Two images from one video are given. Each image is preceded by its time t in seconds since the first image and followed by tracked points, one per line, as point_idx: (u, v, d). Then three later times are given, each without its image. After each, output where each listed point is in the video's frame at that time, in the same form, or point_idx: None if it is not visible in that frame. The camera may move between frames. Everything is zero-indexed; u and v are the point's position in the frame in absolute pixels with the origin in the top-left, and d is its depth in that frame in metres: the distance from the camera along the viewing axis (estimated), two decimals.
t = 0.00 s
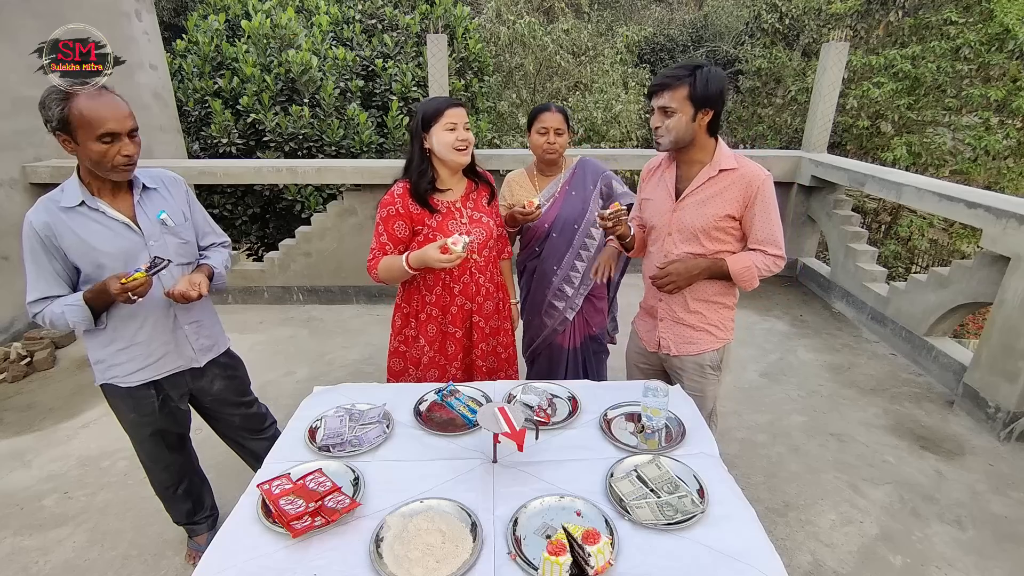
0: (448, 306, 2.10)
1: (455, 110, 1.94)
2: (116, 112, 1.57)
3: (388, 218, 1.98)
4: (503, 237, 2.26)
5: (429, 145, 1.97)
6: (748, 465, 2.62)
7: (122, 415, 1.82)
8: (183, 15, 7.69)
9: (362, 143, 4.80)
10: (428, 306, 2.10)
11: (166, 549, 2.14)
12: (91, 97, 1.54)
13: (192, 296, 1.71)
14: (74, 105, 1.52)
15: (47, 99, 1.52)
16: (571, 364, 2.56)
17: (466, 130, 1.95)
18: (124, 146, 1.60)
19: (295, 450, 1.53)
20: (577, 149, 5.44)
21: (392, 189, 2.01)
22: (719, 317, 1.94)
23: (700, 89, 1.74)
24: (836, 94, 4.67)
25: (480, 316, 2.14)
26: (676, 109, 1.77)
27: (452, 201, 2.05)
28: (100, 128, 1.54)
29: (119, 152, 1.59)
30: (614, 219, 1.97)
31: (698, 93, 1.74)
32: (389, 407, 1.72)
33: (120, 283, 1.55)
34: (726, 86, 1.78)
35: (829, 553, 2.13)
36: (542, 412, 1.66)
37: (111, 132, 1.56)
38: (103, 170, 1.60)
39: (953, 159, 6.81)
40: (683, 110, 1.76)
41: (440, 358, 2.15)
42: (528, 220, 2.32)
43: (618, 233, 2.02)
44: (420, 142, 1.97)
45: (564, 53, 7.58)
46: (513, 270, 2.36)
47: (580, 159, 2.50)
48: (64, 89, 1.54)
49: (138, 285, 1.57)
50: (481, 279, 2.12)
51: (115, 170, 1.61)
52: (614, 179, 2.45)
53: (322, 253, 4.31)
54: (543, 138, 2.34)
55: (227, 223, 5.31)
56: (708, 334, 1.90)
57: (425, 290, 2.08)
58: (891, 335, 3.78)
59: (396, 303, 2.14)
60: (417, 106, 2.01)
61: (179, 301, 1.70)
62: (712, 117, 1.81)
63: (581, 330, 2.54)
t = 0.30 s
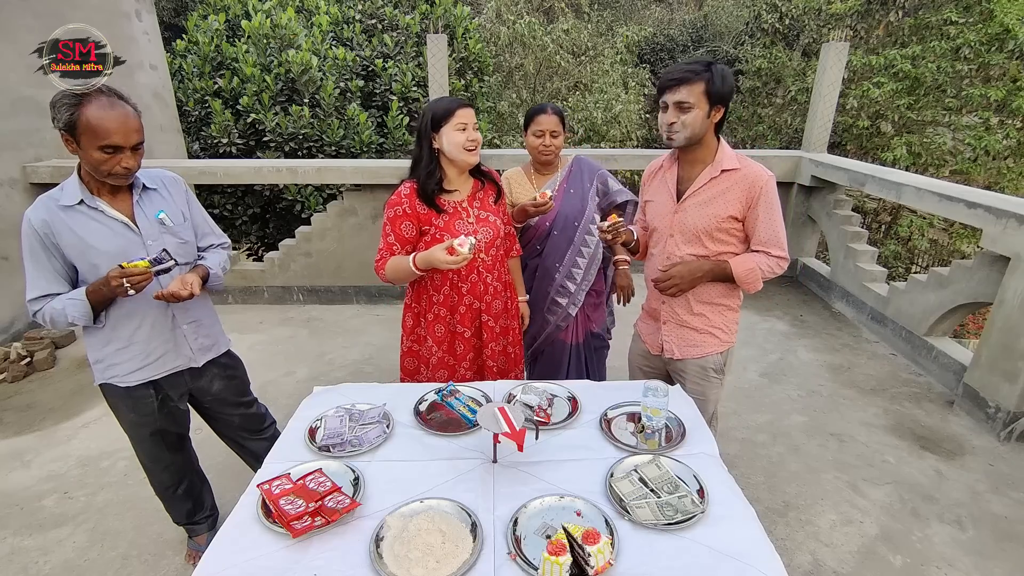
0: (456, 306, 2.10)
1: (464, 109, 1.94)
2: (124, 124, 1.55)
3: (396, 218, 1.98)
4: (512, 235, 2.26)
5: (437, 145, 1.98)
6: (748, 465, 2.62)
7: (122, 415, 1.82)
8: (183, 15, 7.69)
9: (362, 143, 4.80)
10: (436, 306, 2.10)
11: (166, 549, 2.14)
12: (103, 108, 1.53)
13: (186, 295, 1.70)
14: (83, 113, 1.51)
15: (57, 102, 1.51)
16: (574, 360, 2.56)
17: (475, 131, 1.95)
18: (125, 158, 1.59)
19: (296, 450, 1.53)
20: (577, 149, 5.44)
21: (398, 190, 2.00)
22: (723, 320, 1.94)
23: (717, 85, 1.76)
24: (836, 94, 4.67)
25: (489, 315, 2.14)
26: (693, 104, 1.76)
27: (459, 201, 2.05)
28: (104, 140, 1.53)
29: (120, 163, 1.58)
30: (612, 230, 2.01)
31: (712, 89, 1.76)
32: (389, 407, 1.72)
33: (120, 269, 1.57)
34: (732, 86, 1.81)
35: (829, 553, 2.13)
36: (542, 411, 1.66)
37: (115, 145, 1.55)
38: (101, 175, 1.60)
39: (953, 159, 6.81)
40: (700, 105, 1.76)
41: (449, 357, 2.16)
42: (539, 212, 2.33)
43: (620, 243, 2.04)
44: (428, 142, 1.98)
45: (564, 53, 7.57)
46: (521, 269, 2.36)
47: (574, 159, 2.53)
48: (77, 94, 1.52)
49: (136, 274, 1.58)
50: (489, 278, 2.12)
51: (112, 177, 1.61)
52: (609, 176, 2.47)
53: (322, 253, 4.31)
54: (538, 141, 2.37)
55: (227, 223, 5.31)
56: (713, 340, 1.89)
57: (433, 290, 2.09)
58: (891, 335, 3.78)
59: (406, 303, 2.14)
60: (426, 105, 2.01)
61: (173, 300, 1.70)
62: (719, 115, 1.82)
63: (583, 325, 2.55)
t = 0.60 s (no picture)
0: (464, 307, 2.10)
1: (477, 110, 1.93)
2: (130, 128, 1.55)
3: (404, 219, 1.97)
4: (518, 236, 2.27)
5: (448, 144, 1.97)
6: (748, 465, 2.62)
7: (122, 415, 1.82)
8: (183, 15, 7.70)
9: (362, 143, 4.80)
10: (443, 306, 2.09)
11: (167, 549, 2.14)
12: (111, 111, 1.52)
13: (183, 295, 1.67)
14: (90, 116, 1.50)
15: (64, 104, 1.50)
16: (580, 354, 2.59)
17: (486, 133, 1.95)
18: (130, 161, 1.59)
19: (295, 450, 1.53)
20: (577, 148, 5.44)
21: (407, 190, 1.99)
22: (724, 330, 1.93)
23: (746, 81, 1.77)
24: (836, 94, 4.67)
25: (497, 317, 2.14)
26: (730, 102, 1.75)
27: (467, 202, 2.06)
28: (110, 143, 1.53)
29: (125, 166, 1.58)
30: (610, 224, 2.09)
31: (742, 88, 1.76)
32: (389, 407, 1.72)
33: (134, 274, 1.60)
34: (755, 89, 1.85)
35: (829, 553, 2.13)
36: (542, 411, 1.66)
37: (120, 148, 1.55)
38: (105, 176, 1.60)
39: (952, 159, 6.82)
40: (731, 100, 1.75)
41: (458, 357, 2.16)
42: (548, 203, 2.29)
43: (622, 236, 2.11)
44: (439, 142, 1.97)
45: (564, 53, 7.56)
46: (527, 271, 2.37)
47: (577, 157, 2.54)
48: (85, 96, 1.52)
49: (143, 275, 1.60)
50: (496, 280, 2.12)
51: (116, 179, 1.61)
52: (610, 175, 2.51)
53: (322, 253, 4.31)
54: (542, 142, 2.35)
55: (227, 223, 5.31)
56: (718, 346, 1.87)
57: (441, 290, 2.08)
58: (891, 335, 3.78)
59: (413, 302, 2.14)
60: (439, 105, 2.01)
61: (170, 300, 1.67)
62: (743, 114, 1.83)
63: (587, 320, 2.56)
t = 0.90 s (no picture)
0: (464, 309, 2.10)
1: (501, 117, 1.91)
2: (136, 129, 1.55)
3: (415, 218, 1.98)
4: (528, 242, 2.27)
5: (469, 143, 1.96)
6: (748, 465, 2.62)
7: (121, 414, 1.82)
8: (183, 15, 7.69)
9: (362, 143, 4.80)
10: (446, 304, 2.10)
11: (167, 549, 2.14)
12: (118, 112, 1.52)
13: (188, 292, 1.68)
14: (96, 116, 1.50)
15: (70, 105, 1.50)
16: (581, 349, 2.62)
17: (508, 139, 1.94)
18: (134, 162, 1.59)
19: (295, 450, 1.53)
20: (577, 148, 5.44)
21: (420, 188, 2.00)
22: (722, 348, 1.86)
23: (734, 93, 1.63)
24: (836, 94, 4.66)
25: (499, 323, 2.14)
26: (717, 118, 1.67)
27: (478, 205, 2.05)
28: (115, 144, 1.53)
29: (130, 166, 1.59)
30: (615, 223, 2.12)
31: (736, 98, 1.63)
32: (389, 407, 1.72)
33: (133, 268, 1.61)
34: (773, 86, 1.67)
35: (829, 553, 2.13)
36: (542, 411, 1.66)
37: (126, 149, 1.55)
38: (109, 176, 1.60)
39: (952, 159, 6.83)
40: (715, 119, 1.67)
41: (459, 354, 2.16)
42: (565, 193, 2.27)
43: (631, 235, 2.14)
44: (460, 141, 1.97)
45: (564, 53, 7.56)
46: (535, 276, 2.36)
47: (599, 156, 2.57)
48: (92, 96, 1.52)
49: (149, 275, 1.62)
50: (499, 286, 2.12)
51: (120, 179, 1.61)
52: (630, 177, 2.53)
53: (322, 253, 4.31)
54: (564, 137, 2.41)
55: (227, 223, 5.31)
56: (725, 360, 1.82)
57: (444, 289, 2.08)
58: (891, 335, 3.78)
59: (418, 297, 2.14)
60: (469, 104, 2.01)
61: (174, 297, 1.67)
62: (753, 122, 1.69)
63: (592, 316, 2.60)
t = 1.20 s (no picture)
0: (467, 307, 2.10)
1: (512, 119, 1.90)
2: (136, 129, 1.55)
3: (423, 215, 1.98)
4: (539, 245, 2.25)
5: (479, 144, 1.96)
6: (748, 465, 2.62)
7: (121, 414, 1.82)
8: (183, 15, 7.69)
9: (362, 143, 4.80)
10: (449, 302, 2.10)
11: (167, 549, 2.14)
12: (118, 112, 1.52)
13: (188, 294, 1.68)
14: (97, 116, 1.50)
15: (70, 105, 1.50)
16: (580, 347, 2.62)
17: (519, 143, 1.93)
18: (134, 162, 1.59)
19: (295, 450, 1.53)
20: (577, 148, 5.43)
21: (429, 185, 2.00)
22: (724, 358, 1.85)
23: (721, 102, 1.61)
24: (836, 94, 4.66)
25: (502, 324, 2.13)
26: (706, 126, 1.67)
27: (488, 205, 2.05)
28: (115, 144, 1.53)
29: (129, 166, 1.59)
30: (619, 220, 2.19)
31: (724, 104, 1.61)
32: (389, 407, 1.72)
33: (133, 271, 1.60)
34: (771, 92, 1.60)
35: (829, 553, 2.13)
36: (542, 411, 1.66)
37: (125, 149, 1.55)
38: (109, 176, 1.59)
39: (952, 159, 6.83)
40: (707, 129, 1.68)
41: (458, 353, 2.16)
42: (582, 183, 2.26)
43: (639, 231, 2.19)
44: (471, 140, 1.98)
45: (564, 53, 7.56)
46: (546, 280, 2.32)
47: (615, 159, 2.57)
48: (92, 96, 1.52)
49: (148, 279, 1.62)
50: (505, 287, 2.11)
51: (120, 179, 1.61)
52: (643, 183, 2.53)
53: (322, 253, 4.31)
54: (583, 137, 2.43)
55: (227, 223, 5.31)
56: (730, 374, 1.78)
57: (447, 287, 2.09)
58: (891, 335, 3.78)
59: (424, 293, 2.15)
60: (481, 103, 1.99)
61: (176, 298, 1.68)
62: (750, 128, 1.64)
63: (592, 316, 2.59)
